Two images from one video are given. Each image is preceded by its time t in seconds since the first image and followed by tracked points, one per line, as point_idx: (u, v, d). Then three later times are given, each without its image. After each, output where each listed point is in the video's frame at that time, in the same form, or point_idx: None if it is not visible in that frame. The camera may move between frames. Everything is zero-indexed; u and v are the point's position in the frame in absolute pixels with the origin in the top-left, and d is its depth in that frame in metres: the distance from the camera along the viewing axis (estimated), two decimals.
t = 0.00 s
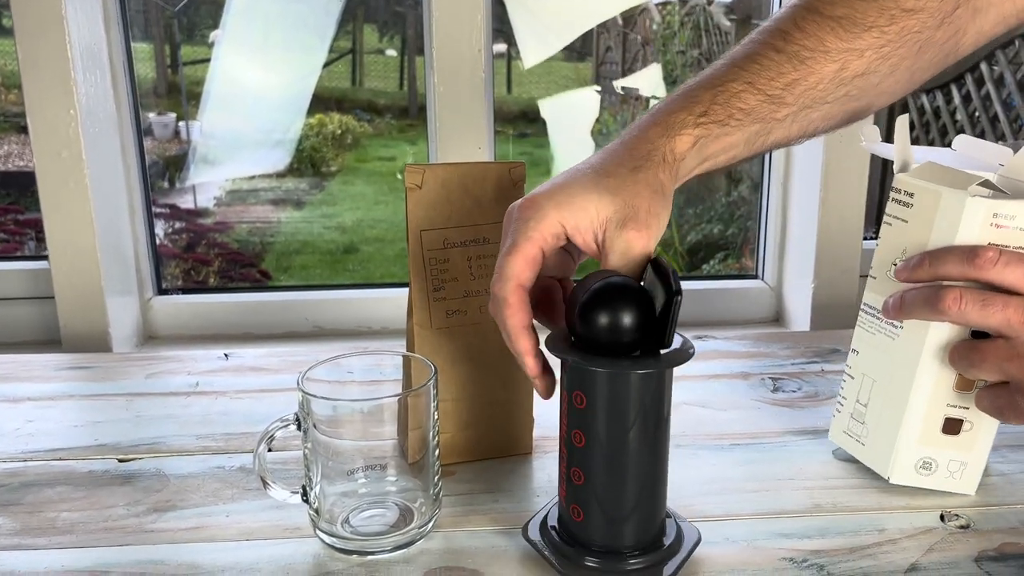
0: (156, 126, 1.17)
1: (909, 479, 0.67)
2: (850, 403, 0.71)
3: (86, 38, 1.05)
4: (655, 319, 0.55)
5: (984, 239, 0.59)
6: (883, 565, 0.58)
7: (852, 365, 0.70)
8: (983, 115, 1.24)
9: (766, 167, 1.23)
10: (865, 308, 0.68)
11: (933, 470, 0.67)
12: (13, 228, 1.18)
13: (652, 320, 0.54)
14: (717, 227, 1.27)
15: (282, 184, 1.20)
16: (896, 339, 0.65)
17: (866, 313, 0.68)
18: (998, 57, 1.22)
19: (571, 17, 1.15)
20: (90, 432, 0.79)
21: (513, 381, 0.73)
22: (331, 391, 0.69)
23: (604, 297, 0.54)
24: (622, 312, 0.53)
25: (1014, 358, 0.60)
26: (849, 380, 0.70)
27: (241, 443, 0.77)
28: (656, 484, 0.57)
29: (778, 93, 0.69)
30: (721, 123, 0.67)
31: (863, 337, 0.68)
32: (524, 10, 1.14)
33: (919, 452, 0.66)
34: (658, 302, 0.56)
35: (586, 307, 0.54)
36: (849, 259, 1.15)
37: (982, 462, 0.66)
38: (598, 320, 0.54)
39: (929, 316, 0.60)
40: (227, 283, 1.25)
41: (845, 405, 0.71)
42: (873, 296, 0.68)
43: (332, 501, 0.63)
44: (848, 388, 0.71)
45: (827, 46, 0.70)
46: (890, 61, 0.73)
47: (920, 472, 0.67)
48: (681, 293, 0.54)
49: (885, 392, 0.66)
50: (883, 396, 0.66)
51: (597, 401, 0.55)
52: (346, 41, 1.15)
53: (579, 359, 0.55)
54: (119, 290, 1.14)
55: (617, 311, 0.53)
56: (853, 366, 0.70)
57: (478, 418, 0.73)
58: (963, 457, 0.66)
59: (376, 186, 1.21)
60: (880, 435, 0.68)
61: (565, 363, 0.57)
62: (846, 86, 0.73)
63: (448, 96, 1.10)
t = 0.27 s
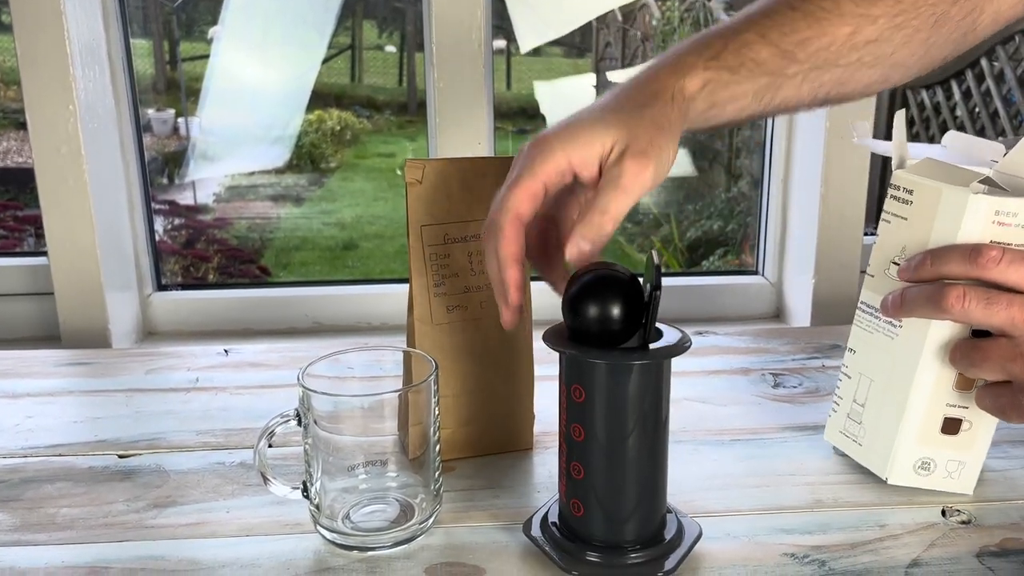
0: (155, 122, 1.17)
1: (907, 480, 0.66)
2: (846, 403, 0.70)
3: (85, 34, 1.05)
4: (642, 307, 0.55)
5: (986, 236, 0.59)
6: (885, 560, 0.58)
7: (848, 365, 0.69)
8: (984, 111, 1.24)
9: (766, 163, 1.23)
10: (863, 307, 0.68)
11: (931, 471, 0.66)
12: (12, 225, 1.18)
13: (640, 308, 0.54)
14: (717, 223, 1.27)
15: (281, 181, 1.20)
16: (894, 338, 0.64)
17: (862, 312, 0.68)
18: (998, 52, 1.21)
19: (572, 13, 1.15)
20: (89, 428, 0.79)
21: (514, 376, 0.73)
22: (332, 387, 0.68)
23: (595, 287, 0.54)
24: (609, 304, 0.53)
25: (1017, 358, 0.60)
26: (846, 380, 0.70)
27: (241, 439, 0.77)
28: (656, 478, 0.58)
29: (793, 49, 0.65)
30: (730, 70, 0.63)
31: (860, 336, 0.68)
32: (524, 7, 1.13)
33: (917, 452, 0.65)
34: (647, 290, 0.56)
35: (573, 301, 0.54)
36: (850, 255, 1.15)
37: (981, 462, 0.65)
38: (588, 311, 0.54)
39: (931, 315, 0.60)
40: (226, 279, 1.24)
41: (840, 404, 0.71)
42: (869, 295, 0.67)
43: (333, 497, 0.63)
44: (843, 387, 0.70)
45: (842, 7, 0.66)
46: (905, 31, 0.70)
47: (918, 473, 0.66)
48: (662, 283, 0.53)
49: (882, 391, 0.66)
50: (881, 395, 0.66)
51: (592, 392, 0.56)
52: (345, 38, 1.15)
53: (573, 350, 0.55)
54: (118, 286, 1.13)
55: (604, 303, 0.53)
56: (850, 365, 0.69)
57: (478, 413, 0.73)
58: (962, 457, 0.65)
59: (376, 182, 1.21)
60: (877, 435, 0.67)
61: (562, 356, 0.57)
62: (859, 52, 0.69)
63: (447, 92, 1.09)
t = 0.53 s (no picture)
0: (155, 118, 1.16)
1: (888, 473, 0.66)
2: (834, 392, 0.70)
3: (85, 29, 1.04)
4: (643, 302, 0.54)
5: (995, 230, 0.58)
6: (885, 556, 0.58)
7: (841, 353, 0.68)
8: (984, 108, 1.23)
9: (766, 160, 1.23)
10: (860, 295, 0.67)
11: (913, 465, 0.66)
12: (13, 220, 1.18)
13: (639, 304, 0.54)
14: (716, 219, 1.27)
15: (281, 177, 1.20)
16: (890, 330, 0.64)
17: (860, 301, 0.67)
18: (999, 49, 1.20)
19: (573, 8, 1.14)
20: (89, 423, 0.79)
21: (514, 372, 0.73)
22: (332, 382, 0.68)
23: (594, 283, 0.54)
24: (611, 300, 0.53)
25: (1019, 357, 0.60)
26: (837, 368, 0.69)
27: (241, 434, 0.77)
28: (656, 472, 0.58)
29: None
30: None
31: (855, 324, 0.67)
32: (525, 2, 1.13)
33: (902, 446, 0.65)
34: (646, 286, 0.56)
35: (575, 297, 0.54)
36: (851, 251, 1.15)
37: (964, 458, 0.65)
38: (587, 307, 0.54)
39: (935, 309, 0.59)
40: (226, 275, 1.24)
41: (829, 393, 0.70)
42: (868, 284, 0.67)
43: (332, 492, 0.63)
44: (834, 376, 0.69)
45: None
46: None
47: (900, 466, 0.66)
48: (662, 280, 0.53)
49: (873, 382, 0.65)
50: (873, 386, 0.65)
51: (593, 388, 0.56)
52: (345, 33, 1.15)
53: (572, 346, 0.55)
54: (118, 281, 1.13)
55: (607, 298, 0.53)
56: (841, 354, 0.68)
57: (477, 408, 0.73)
58: (947, 453, 0.65)
59: (376, 178, 1.21)
60: (864, 426, 0.66)
61: (562, 351, 0.57)
62: None
63: (447, 87, 1.09)
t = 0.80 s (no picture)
0: (156, 114, 1.16)
1: (954, 464, 0.66)
2: (886, 392, 0.69)
3: (86, 24, 1.04)
4: (644, 301, 0.54)
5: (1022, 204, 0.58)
6: (885, 555, 0.58)
7: (886, 353, 0.68)
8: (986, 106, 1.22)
9: (769, 158, 1.22)
10: (899, 292, 0.67)
11: (977, 454, 0.65)
12: (13, 216, 1.17)
13: (641, 302, 0.54)
14: (717, 217, 1.26)
15: (282, 172, 1.20)
16: (932, 318, 0.64)
17: (900, 298, 0.67)
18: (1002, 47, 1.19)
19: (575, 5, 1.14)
20: (90, 419, 0.79)
21: (514, 370, 0.73)
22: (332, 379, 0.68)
23: (596, 281, 0.53)
24: (612, 298, 0.53)
25: None
26: (885, 367, 0.69)
27: (241, 431, 0.76)
28: (656, 471, 0.57)
29: None
30: None
31: (898, 322, 0.67)
32: None
33: (964, 434, 0.65)
34: (648, 284, 0.55)
35: (577, 295, 0.54)
36: (853, 250, 1.14)
37: None
38: (588, 306, 0.54)
39: (968, 277, 0.60)
40: (227, 271, 1.24)
41: (882, 395, 0.70)
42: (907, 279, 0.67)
43: (332, 489, 0.63)
44: (883, 376, 0.69)
45: None
46: None
47: (964, 456, 0.65)
48: (663, 277, 0.53)
49: (921, 375, 0.65)
50: (923, 378, 0.65)
51: (594, 386, 0.56)
52: (347, 29, 1.14)
53: (574, 345, 0.55)
54: (119, 277, 1.13)
55: (608, 296, 0.53)
56: (888, 354, 0.68)
57: (478, 405, 0.73)
58: (1007, 440, 0.64)
59: (377, 174, 1.20)
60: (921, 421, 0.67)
61: (563, 349, 0.57)
62: None
63: (449, 83, 1.09)
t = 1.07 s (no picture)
0: (160, 108, 1.16)
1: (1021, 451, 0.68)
2: (951, 381, 0.72)
3: (93, 18, 1.04)
4: (656, 297, 0.54)
5: None
6: (895, 552, 0.58)
7: (953, 342, 0.71)
8: (992, 104, 1.22)
9: (775, 155, 1.22)
10: (970, 281, 0.70)
11: None
12: (18, 210, 1.17)
13: (652, 298, 0.54)
14: (721, 214, 1.26)
15: (285, 167, 1.20)
16: (1009, 308, 0.67)
17: (970, 286, 0.70)
18: (1008, 44, 1.19)
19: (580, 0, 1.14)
20: (96, 413, 0.79)
21: (522, 366, 0.73)
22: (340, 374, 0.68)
23: (607, 277, 0.53)
24: (623, 295, 0.53)
25: None
26: (950, 357, 0.71)
27: (248, 425, 0.76)
28: (667, 468, 0.57)
29: None
30: None
31: (968, 312, 0.70)
32: None
33: None
34: (660, 281, 0.55)
35: (588, 291, 0.54)
36: (860, 247, 1.14)
37: None
38: (599, 301, 0.53)
39: None
40: (231, 266, 1.24)
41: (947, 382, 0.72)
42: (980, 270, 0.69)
43: (341, 484, 0.63)
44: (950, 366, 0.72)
45: None
46: None
47: None
48: (675, 273, 0.53)
49: (997, 363, 0.68)
50: (998, 367, 0.68)
51: (605, 382, 0.55)
52: (350, 24, 1.14)
53: (585, 341, 0.55)
54: (124, 271, 1.13)
55: (619, 292, 0.53)
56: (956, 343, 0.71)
57: (486, 401, 0.73)
58: None
59: (380, 170, 1.20)
60: (992, 409, 0.69)
61: (574, 345, 0.57)
62: None
63: (454, 79, 1.08)
